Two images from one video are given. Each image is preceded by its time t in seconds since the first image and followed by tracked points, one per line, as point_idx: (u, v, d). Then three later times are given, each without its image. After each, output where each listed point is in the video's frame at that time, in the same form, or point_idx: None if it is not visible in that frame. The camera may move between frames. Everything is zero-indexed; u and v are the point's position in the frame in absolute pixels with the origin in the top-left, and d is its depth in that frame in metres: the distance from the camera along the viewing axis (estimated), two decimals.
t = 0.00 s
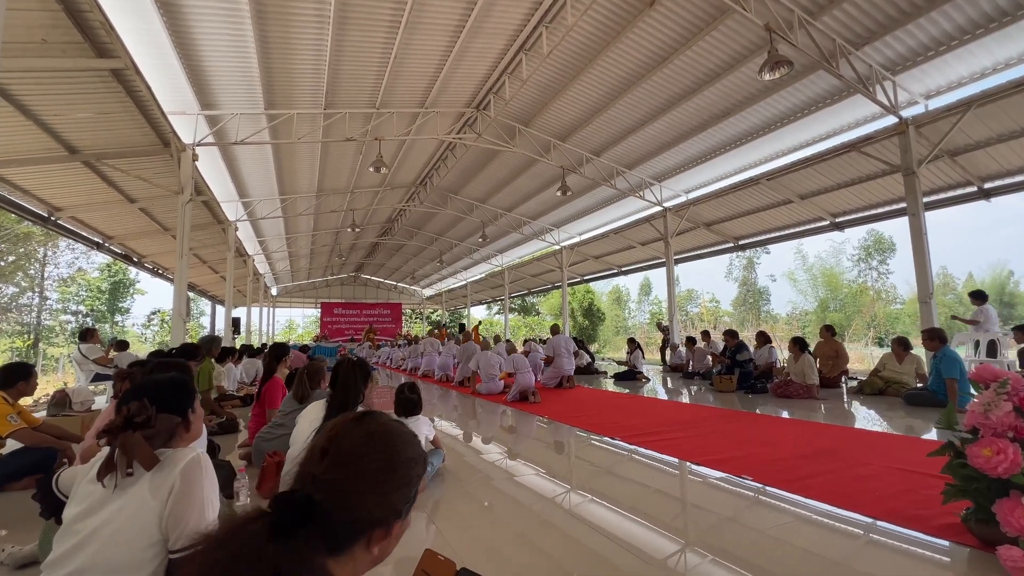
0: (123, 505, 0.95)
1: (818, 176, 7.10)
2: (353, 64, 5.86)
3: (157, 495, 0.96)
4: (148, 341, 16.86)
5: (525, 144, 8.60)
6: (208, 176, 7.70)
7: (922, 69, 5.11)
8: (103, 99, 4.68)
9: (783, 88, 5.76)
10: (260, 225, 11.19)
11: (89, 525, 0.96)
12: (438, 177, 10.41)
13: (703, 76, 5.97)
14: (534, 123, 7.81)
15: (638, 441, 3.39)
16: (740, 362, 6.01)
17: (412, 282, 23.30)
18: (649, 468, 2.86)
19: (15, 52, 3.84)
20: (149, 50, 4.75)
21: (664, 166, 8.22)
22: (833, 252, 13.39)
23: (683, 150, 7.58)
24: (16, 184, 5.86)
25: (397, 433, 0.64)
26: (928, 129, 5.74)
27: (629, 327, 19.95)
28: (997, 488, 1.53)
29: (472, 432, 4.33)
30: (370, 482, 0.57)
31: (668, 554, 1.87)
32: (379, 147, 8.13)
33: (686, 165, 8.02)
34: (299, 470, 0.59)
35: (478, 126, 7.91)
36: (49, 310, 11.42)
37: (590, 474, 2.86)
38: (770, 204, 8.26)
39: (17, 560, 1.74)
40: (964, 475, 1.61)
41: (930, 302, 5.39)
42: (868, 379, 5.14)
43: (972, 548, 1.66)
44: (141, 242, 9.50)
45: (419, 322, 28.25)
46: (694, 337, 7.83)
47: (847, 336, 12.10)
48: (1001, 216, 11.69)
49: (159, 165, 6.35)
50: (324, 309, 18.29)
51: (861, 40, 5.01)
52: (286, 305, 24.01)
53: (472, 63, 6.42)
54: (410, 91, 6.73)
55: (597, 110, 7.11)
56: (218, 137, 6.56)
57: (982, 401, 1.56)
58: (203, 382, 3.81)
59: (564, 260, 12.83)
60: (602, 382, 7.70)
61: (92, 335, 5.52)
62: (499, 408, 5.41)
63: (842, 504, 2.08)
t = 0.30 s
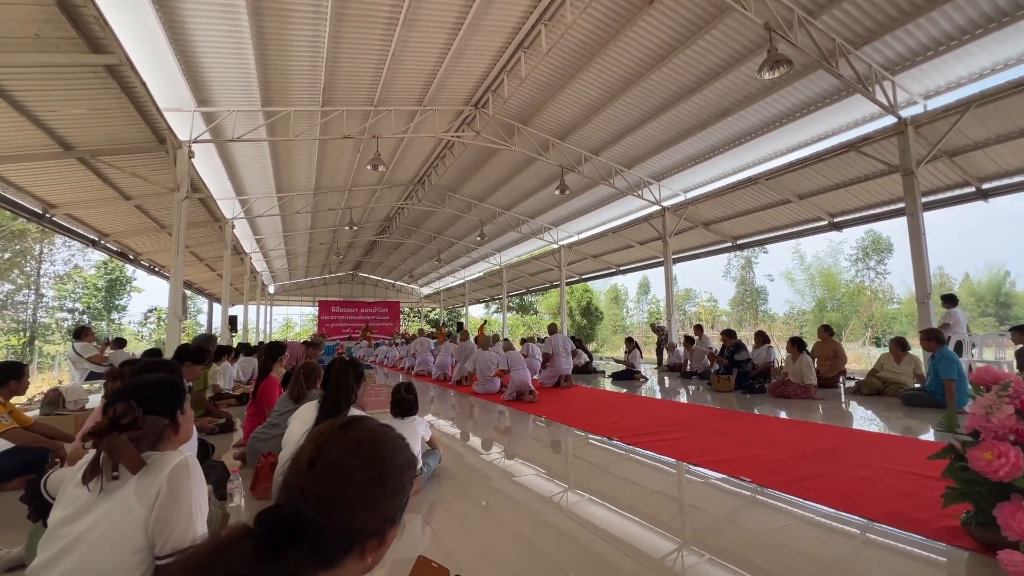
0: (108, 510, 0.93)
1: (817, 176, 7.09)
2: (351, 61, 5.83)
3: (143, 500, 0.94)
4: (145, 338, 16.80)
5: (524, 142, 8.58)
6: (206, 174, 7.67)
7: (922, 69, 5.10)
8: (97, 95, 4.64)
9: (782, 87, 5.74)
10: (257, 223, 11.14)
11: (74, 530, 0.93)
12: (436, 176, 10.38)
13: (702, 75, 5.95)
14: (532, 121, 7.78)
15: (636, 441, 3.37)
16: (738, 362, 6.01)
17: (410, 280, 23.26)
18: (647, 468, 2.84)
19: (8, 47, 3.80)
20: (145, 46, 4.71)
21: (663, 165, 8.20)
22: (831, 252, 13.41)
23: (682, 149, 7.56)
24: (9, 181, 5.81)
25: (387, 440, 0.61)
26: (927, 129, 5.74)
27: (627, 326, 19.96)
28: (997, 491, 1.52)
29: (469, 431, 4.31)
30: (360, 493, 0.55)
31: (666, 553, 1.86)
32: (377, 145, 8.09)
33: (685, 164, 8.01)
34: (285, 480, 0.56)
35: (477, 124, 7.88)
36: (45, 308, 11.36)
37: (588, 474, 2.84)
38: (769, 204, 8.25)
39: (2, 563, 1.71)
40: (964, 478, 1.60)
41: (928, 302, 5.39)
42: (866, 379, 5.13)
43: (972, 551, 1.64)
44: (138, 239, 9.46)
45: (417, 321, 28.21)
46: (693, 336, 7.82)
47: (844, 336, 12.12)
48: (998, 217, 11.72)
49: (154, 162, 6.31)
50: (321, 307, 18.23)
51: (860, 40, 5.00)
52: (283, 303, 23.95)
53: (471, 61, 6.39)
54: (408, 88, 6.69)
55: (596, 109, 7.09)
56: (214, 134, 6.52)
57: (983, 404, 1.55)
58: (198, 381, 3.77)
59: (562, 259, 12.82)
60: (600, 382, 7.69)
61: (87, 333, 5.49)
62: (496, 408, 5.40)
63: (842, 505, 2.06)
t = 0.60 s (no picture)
0: (84, 515, 0.91)
1: (813, 174, 7.09)
2: (346, 56, 5.79)
3: (121, 505, 0.92)
4: (140, 335, 16.71)
5: (520, 139, 8.54)
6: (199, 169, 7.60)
7: (918, 67, 5.09)
8: (87, 89, 4.58)
9: (779, 84, 5.73)
10: (252, 219, 11.08)
11: (50, 536, 0.91)
12: (432, 172, 10.34)
13: (699, 72, 5.93)
14: (529, 118, 7.74)
15: (631, 439, 3.35)
16: (733, 360, 6.01)
17: (406, 277, 23.20)
18: (642, 465, 2.83)
19: None
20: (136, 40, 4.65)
21: (659, 162, 8.18)
22: (827, 250, 13.44)
23: (678, 146, 7.54)
24: None
25: (365, 449, 0.59)
26: (923, 128, 5.74)
27: (623, 324, 19.98)
28: (992, 493, 1.51)
29: (463, 429, 4.29)
30: (336, 505, 0.53)
31: (661, 550, 1.85)
32: (373, 140, 8.04)
33: (682, 162, 8.00)
34: (256, 491, 0.54)
35: (473, 120, 7.84)
36: (38, 304, 11.27)
37: (583, 471, 2.83)
38: (765, 201, 8.25)
39: None
40: (958, 479, 1.59)
41: (923, 300, 5.40)
42: (860, 378, 5.13)
43: (964, 552, 1.62)
44: (131, 235, 9.38)
45: (414, 318, 28.17)
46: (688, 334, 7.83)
47: (839, 333, 12.16)
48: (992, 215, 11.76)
49: (145, 157, 6.24)
50: (317, 304, 18.17)
51: (858, 37, 4.98)
52: (279, 300, 23.87)
53: (467, 57, 6.35)
54: (404, 84, 6.65)
55: (592, 106, 7.07)
56: (207, 129, 6.46)
57: (978, 405, 1.54)
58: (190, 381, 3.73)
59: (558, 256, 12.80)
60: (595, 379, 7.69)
61: (78, 330, 5.44)
62: (491, 405, 5.38)
63: (836, 504, 2.05)
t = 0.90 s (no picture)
0: (51, 515, 0.87)
1: (811, 168, 7.06)
2: (339, 47, 5.71)
3: (90, 505, 0.89)
4: (134, 330, 16.62)
5: (516, 133, 8.47)
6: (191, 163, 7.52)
7: (917, 60, 5.06)
8: (75, 80, 4.51)
9: (777, 78, 5.69)
10: (246, 214, 10.99)
11: (16, 537, 0.87)
12: (428, 167, 10.28)
13: (696, 65, 5.88)
14: (525, 112, 7.68)
15: (626, 434, 3.32)
16: (730, 355, 5.98)
17: (403, 273, 23.12)
18: (638, 460, 2.81)
19: None
20: (124, 30, 4.57)
21: (656, 156, 8.13)
22: (823, 245, 13.45)
23: (676, 140, 7.50)
24: None
25: (330, 450, 0.56)
26: (920, 122, 5.71)
27: (620, 319, 19.99)
28: (992, 489, 1.49)
29: (458, 424, 4.27)
30: (298, 506, 0.50)
31: (658, 544, 1.83)
32: (367, 134, 7.96)
33: (679, 156, 7.96)
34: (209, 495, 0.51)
35: (469, 114, 7.78)
36: (32, 300, 11.20)
37: (578, 465, 2.81)
38: (762, 196, 8.22)
39: None
40: (958, 475, 1.57)
41: (919, 295, 5.39)
42: (856, 372, 5.13)
43: (963, 549, 1.60)
44: (124, 230, 9.30)
45: (410, 313, 28.10)
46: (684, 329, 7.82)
47: (835, 328, 12.18)
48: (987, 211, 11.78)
49: (136, 151, 6.17)
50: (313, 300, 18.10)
51: (856, 30, 4.95)
52: (275, 295, 23.78)
53: (462, 50, 6.29)
54: (399, 76, 6.57)
55: (589, 99, 7.01)
56: (199, 122, 6.38)
57: (978, 400, 1.51)
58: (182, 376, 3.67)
59: (555, 251, 12.77)
60: (591, 374, 7.68)
61: (69, 326, 5.38)
62: (487, 401, 5.35)
63: (831, 499, 2.03)
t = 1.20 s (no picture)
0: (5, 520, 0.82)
1: (808, 163, 7.03)
2: (332, 39, 5.63)
3: (49, 508, 0.85)
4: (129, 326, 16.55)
5: (512, 128, 8.39)
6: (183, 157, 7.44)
7: (915, 54, 5.01)
8: (62, 72, 4.44)
9: (774, 71, 5.64)
10: (241, 209, 10.91)
11: None
12: (423, 162, 10.20)
13: (694, 59, 5.82)
14: (521, 106, 7.61)
15: (621, 430, 3.29)
16: (727, 351, 5.94)
17: (400, 269, 23.05)
18: (633, 456, 2.77)
19: None
20: (110, 21, 4.48)
21: (654, 151, 8.08)
22: (821, 241, 13.43)
23: (673, 135, 7.44)
24: None
25: (273, 451, 0.51)
26: (918, 116, 5.67)
27: (618, 315, 19.97)
28: (987, 488, 1.46)
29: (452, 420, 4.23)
30: (220, 507, 0.45)
31: (654, 540, 1.80)
32: (362, 128, 7.89)
33: (676, 151, 7.91)
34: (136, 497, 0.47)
35: (464, 108, 7.71)
36: (28, 296, 11.16)
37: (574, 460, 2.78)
38: (760, 191, 8.18)
39: None
40: (954, 474, 1.53)
41: (916, 290, 5.37)
42: (852, 367, 5.10)
43: (958, 548, 1.56)
44: (117, 226, 9.21)
45: (407, 309, 28.04)
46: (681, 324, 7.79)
47: (832, 324, 12.18)
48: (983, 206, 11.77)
49: (127, 145, 6.10)
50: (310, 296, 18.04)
51: (854, 23, 4.90)
52: (272, 291, 23.70)
53: (457, 43, 6.22)
54: (394, 69, 6.50)
55: (585, 94, 6.95)
56: (190, 116, 6.30)
57: (975, 397, 1.48)
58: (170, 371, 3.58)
59: (552, 246, 12.73)
60: (588, 370, 7.66)
61: (60, 322, 5.32)
62: (483, 397, 5.32)
63: (827, 496, 2.00)
